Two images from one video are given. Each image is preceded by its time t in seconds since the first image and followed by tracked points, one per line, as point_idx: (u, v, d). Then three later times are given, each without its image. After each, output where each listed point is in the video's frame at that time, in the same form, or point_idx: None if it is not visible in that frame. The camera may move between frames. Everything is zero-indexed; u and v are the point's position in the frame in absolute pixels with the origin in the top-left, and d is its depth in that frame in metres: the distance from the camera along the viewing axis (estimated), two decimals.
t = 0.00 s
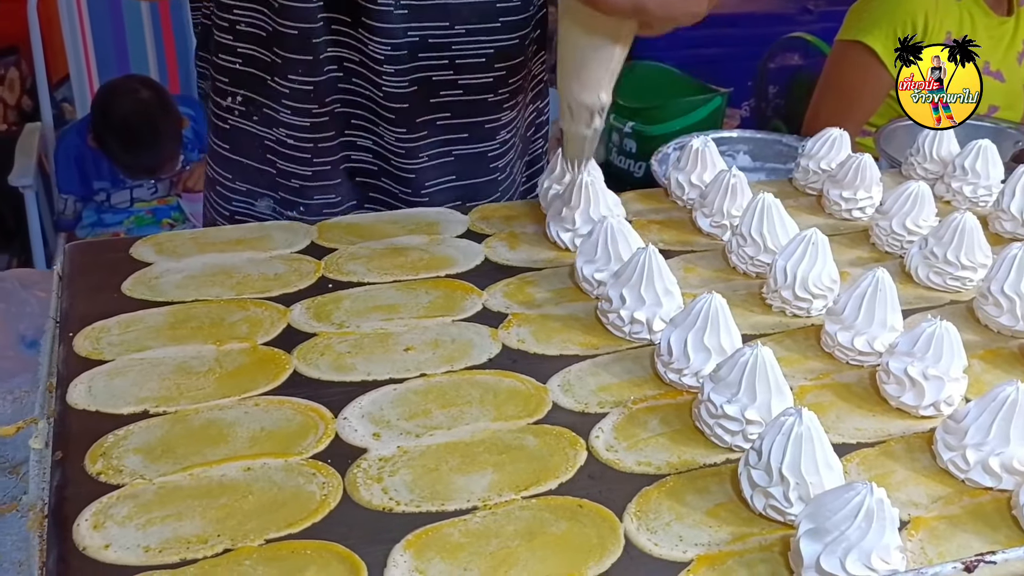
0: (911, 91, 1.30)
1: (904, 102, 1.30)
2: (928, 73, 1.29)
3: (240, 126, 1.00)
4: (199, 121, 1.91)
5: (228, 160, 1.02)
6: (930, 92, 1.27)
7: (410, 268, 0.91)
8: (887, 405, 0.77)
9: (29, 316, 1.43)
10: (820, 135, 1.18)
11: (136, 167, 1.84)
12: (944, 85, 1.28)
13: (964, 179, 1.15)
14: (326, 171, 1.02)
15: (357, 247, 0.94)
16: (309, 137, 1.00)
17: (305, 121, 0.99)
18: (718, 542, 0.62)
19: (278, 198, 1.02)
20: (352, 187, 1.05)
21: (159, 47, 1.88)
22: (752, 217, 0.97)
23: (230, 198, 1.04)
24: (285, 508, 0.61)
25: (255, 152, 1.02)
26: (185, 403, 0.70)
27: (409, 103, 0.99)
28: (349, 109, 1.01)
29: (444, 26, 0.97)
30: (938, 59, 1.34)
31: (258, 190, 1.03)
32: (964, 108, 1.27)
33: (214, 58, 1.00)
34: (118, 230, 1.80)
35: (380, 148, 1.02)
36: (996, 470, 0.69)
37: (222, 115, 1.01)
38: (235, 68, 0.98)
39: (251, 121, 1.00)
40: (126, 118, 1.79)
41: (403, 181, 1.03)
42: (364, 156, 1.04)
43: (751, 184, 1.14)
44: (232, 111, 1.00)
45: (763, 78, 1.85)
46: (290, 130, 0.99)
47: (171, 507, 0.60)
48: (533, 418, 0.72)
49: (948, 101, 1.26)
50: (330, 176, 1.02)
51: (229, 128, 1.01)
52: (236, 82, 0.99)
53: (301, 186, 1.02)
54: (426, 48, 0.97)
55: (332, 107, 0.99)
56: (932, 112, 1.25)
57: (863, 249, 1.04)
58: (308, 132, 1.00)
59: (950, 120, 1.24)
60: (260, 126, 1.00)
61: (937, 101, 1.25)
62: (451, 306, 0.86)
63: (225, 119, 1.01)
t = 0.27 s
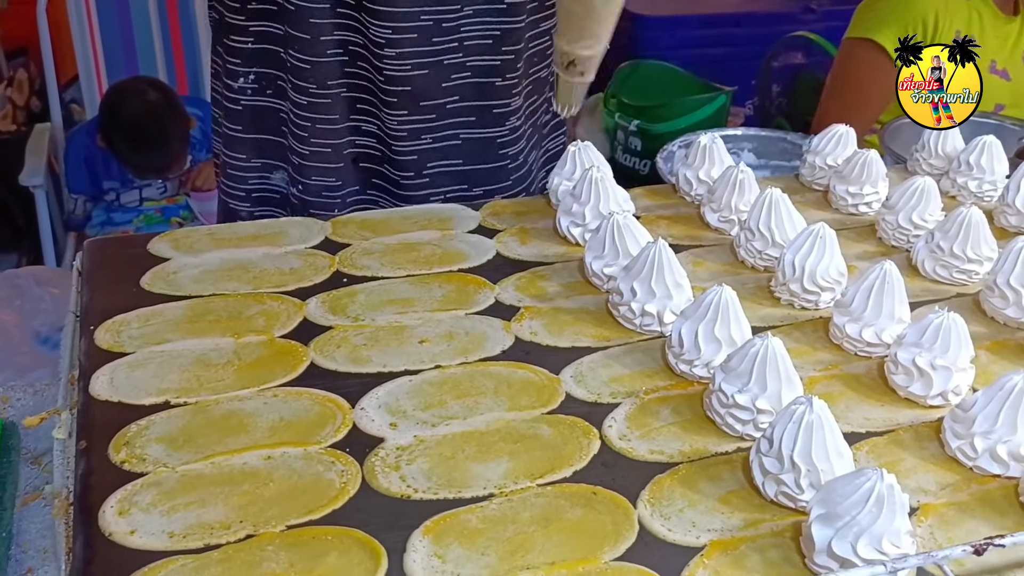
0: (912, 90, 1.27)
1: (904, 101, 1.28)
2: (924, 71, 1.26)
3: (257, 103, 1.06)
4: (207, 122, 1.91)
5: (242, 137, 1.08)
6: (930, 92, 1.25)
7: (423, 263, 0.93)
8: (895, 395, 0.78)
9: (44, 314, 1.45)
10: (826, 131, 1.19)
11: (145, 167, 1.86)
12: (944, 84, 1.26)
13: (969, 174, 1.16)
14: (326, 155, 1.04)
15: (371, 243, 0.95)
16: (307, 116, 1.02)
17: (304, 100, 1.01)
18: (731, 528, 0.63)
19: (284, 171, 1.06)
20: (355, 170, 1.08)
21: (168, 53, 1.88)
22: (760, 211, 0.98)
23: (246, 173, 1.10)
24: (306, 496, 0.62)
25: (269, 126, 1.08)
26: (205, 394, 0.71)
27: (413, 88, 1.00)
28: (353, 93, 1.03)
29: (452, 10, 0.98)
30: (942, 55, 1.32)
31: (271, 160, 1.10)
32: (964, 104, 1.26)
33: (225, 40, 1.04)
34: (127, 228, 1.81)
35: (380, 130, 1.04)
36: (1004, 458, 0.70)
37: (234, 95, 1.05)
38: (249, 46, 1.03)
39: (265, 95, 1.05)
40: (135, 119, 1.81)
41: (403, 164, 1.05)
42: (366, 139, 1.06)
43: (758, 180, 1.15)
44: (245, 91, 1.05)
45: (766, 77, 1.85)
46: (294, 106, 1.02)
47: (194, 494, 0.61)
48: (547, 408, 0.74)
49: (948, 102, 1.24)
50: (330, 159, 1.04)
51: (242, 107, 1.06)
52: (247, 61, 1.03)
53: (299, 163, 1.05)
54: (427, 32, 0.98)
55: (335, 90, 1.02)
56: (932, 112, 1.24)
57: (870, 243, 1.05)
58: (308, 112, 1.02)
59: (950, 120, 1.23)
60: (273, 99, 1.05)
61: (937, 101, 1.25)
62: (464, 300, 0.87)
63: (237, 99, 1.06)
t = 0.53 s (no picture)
0: (911, 90, 1.26)
1: (903, 100, 1.27)
2: (933, 70, 1.25)
3: (274, 116, 1.08)
4: (212, 125, 1.92)
5: (260, 151, 1.09)
6: (930, 92, 1.24)
7: (434, 256, 0.94)
8: (901, 382, 0.80)
9: (55, 312, 1.46)
10: (830, 126, 1.20)
11: (150, 169, 1.87)
12: (944, 84, 1.24)
13: (971, 168, 1.17)
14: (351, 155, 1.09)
15: (382, 237, 0.97)
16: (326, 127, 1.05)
17: (326, 109, 1.05)
18: (742, 511, 0.64)
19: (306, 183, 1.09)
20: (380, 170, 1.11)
21: (171, 50, 1.91)
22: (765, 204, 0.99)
23: (265, 187, 1.10)
24: (325, 479, 0.64)
25: (287, 139, 1.10)
26: (224, 382, 0.72)
27: (426, 82, 1.08)
28: (370, 97, 1.07)
29: None
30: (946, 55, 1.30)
31: (292, 173, 1.11)
32: (967, 107, 1.24)
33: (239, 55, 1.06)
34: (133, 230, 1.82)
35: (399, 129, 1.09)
36: (1009, 442, 0.71)
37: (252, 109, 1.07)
38: (264, 61, 1.04)
39: (283, 109, 1.07)
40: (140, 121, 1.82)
41: (427, 157, 1.11)
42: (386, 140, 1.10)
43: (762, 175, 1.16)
44: (263, 104, 1.07)
45: (765, 78, 1.87)
46: (314, 117, 1.05)
47: (216, 478, 0.62)
48: (559, 395, 0.75)
49: (948, 102, 1.23)
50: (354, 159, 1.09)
51: (261, 120, 1.07)
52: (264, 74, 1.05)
53: (325, 173, 1.07)
54: (436, 25, 1.06)
55: (350, 93, 1.06)
56: (932, 112, 1.23)
57: (874, 236, 1.06)
58: (330, 119, 1.05)
59: (950, 120, 1.23)
60: (292, 112, 1.07)
61: (937, 101, 1.23)
62: (476, 292, 0.88)
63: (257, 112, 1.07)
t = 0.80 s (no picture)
0: (911, 91, 1.33)
1: (904, 100, 1.32)
2: (922, 78, 1.34)
3: (306, 121, 1.08)
4: (216, 128, 1.96)
5: (291, 155, 1.10)
6: (930, 94, 1.30)
7: (445, 249, 0.95)
8: (907, 369, 0.81)
9: (66, 310, 1.48)
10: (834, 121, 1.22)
11: (155, 169, 1.87)
12: (942, 86, 1.31)
13: (974, 161, 1.18)
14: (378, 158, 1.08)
15: (393, 231, 0.98)
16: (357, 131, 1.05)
17: (354, 113, 1.04)
18: (752, 493, 0.66)
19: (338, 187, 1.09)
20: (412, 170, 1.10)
21: (175, 52, 1.97)
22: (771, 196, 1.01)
23: (298, 189, 1.11)
24: (344, 463, 0.65)
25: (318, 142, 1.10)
26: (243, 370, 0.74)
27: (449, 82, 1.05)
28: (398, 98, 1.06)
29: None
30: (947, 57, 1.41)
31: (322, 177, 1.11)
32: (965, 109, 1.29)
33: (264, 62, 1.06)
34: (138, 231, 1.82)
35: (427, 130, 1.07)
36: (1015, 425, 0.72)
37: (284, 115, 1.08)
38: (291, 67, 1.05)
39: (312, 114, 1.08)
40: (144, 120, 1.82)
41: (455, 155, 1.10)
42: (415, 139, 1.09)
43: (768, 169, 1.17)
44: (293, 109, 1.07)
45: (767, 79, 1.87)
46: (343, 121, 1.05)
47: (238, 462, 0.64)
48: (571, 382, 0.76)
49: (947, 101, 1.29)
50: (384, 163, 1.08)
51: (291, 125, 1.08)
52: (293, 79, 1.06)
53: (356, 175, 1.07)
54: (458, 26, 1.03)
55: (379, 96, 1.05)
56: (932, 112, 1.28)
57: (879, 228, 1.08)
58: (359, 122, 1.05)
59: (950, 119, 1.26)
60: (321, 117, 1.08)
61: (937, 101, 1.28)
62: (487, 283, 0.90)
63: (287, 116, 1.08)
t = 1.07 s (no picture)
0: (911, 90, 1.21)
1: (903, 101, 1.22)
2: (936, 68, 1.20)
3: (311, 134, 1.11)
4: (225, 132, 2.01)
5: (301, 167, 1.13)
6: (931, 92, 1.20)
7: (456, 242, 0.97)
8: (914, 357, 0.82)
9: (81, 311, 1.50)
10: (840, 116, 1.23)
11: (162, 168, 1.86)
12: (944, 84, 1.20)
13: (980, 155, 1.19)
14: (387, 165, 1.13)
15: (405, 225, 1.00)
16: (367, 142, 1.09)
17: (365, 122, 1.08)
18: (762, 475, 0.67)
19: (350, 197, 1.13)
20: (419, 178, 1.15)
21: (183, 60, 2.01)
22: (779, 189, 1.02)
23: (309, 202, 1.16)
24: (361, 447, 0.67)
25: (326, 156, 1.14)
26: (261, 359, 0.75)
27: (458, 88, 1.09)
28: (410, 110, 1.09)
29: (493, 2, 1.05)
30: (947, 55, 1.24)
31: (332, 189, 1.15)
32: (966, 108, 1.21)
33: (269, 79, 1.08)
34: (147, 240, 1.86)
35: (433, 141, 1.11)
36: (1020, 410, 0.73)
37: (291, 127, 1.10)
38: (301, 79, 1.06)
39: (320, 126, 1.10)
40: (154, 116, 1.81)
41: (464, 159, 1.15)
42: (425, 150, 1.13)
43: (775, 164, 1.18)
44: (301, 122, 1.10)
45: (773, 83, 1.89)
46: (351, 136, 1.08)
47: (258, 446, 0.65)
48: (582, 370, 0.77)
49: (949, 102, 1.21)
50: (392, 168, 1.13)
51: (300, 138, 1.11)
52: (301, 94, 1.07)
53: (369, 184, 1.12)
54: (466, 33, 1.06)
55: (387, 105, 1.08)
56: (932, 112, 1.22)
57: (886, 221, 1.09)
58: (369, 132, 1.08)
59: (950, 120, 1.22)
60: (328, 130, 1.10)
61: (938, 101, 1.21)
62: (498, 275, 0.91)
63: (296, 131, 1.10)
